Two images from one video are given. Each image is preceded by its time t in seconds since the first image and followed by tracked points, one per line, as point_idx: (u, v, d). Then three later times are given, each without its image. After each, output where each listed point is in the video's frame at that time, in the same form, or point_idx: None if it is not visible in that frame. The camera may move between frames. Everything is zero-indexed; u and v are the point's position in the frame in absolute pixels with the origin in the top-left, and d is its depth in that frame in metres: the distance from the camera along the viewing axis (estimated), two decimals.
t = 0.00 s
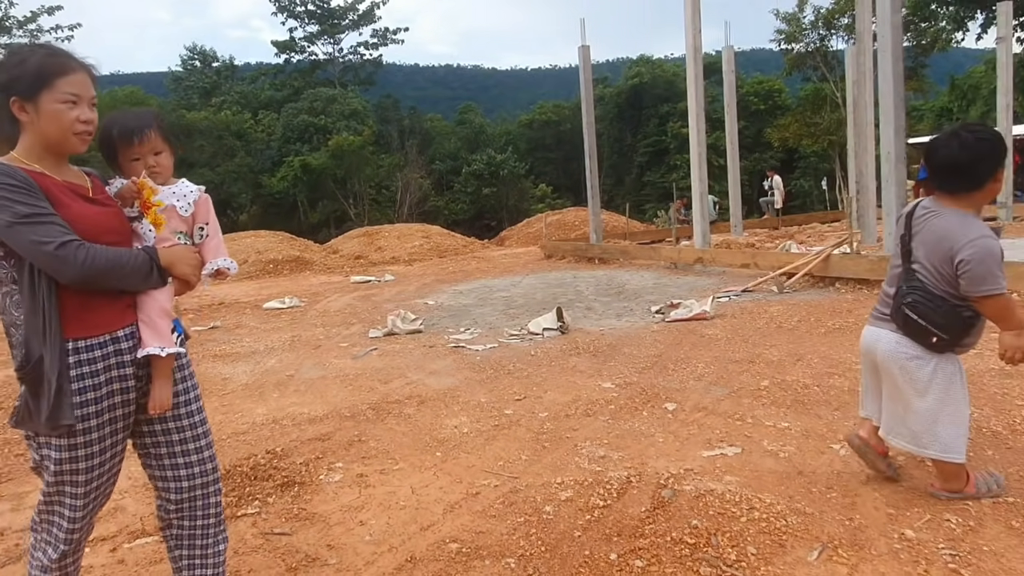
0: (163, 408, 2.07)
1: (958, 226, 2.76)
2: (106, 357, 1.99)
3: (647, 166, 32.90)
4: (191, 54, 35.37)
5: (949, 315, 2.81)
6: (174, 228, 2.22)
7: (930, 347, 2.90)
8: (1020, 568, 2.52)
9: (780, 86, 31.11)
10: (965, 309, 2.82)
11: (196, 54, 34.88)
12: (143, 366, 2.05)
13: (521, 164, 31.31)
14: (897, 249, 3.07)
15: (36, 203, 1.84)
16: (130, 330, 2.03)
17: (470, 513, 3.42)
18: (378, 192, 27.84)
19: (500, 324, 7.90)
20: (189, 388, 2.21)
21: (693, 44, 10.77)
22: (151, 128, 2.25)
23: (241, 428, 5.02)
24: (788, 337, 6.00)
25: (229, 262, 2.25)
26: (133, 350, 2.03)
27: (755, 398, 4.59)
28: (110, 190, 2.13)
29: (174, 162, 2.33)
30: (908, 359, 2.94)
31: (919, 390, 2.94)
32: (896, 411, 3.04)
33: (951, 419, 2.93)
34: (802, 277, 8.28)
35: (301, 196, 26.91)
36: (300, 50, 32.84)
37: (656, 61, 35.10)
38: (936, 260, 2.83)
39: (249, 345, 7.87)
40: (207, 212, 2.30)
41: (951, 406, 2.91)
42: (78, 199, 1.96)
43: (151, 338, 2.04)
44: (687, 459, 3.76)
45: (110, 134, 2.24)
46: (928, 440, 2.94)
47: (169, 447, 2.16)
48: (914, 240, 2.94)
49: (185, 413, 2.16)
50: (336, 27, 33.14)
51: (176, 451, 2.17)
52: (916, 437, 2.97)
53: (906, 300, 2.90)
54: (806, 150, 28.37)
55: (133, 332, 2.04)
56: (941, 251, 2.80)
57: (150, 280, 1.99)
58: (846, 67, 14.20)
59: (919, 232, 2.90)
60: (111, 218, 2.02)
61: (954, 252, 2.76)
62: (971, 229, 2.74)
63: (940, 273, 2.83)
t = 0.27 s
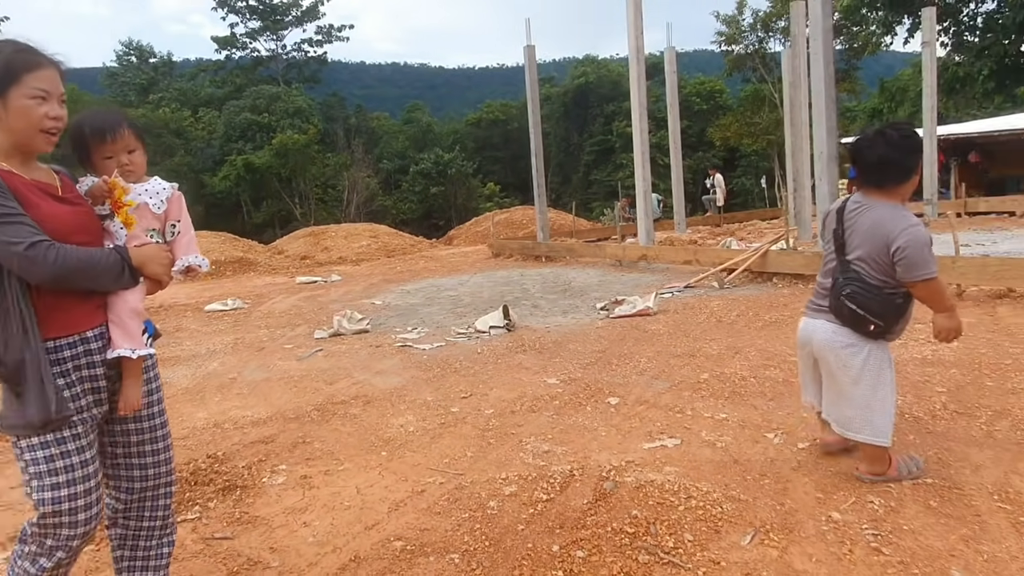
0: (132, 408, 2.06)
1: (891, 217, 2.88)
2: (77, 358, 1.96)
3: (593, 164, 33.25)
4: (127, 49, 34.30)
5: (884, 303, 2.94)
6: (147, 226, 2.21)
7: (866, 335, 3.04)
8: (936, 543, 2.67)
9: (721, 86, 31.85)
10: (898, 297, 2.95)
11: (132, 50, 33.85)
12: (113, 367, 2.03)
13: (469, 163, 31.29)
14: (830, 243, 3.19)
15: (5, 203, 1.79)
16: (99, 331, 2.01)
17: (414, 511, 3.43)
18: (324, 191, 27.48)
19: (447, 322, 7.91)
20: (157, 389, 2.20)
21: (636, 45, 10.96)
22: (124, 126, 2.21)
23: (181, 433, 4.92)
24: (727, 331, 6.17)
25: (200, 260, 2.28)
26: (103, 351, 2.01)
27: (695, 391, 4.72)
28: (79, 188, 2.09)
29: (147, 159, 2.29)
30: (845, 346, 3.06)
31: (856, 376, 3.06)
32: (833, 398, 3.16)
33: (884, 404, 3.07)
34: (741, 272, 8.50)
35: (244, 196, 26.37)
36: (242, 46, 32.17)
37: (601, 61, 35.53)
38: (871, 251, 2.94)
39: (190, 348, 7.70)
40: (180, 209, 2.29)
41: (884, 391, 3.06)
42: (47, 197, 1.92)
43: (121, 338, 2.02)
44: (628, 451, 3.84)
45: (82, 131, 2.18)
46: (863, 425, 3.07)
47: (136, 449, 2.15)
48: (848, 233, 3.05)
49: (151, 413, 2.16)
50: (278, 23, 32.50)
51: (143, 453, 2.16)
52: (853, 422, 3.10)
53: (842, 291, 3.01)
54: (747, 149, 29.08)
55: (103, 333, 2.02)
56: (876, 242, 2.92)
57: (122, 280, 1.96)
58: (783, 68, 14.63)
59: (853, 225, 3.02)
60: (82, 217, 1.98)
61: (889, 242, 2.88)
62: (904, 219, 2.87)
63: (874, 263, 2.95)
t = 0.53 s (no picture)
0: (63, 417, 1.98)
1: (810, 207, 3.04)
2: (12, 365, 1.87)
3: (541, 164, 33.45)
4: (58, 42, 33.02)
5: (821, 287, 3.05)
6: (99, 228, 2.14)
7: (805, 324, 3.14)
8: (861, 529, 2.79)
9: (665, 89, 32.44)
10: (830, 281, 3.08)
11: (63, 43, 32.59)
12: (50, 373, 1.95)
13: (416, 162, 31.11)
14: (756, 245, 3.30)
15: None
16: (35, 336, 1.91)
17: (358, 513, 3.42)
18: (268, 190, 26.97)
19: (393, 323, 7.87)
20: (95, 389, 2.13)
21: (580, 47, 11.08)
22: (82, 122, 2.12)
23: (116, 440, 4.78)
24: (669, 329, 6.30)
25: (155, 267, 2.21)
26: (38, 357, 1.92)
27: (637, 388, 4.81)
28: (29, 187, 1.98)
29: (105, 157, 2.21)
30: (787, 337, 3.15)
31: (800, 365, 3.14)
32: (780, 391, 3.22)
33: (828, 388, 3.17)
34: (684, 272, 8.68)
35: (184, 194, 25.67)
36: (181, 41, 31.32)
37: (548, 62, 35.78)
38: (797, 242, 3.08)
39: (126, 352, 7.48)
40: (136, 213, 2.23)
41: (826, 374, 3.15)
42: None
43: (55, 346, 1.92)
44: (571, 449, 3.90)
45: (37, 125, 2.09)
46: (810, 412, 3.14)
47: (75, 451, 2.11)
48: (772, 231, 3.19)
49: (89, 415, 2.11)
50: (219, 18, 31.73)
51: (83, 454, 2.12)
52: (801, 412, 3.17)
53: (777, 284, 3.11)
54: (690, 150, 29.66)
55: (39, 338, 1.92)
56: (801, 232, 3.06)
57: (63, 286, 1.89)
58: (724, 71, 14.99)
59: (775, 223, 3.16)
60: (27, 217, 1.90)
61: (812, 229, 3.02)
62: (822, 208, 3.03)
63: (803, 253, 3.08)
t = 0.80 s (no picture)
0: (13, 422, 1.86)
1: (740, 194, 3.24)
2: None
3: (490, 161, 33.45)
4: None
5: (774, 262, 3.21)
6: (48, 227, 1.96)
7: (762, 302, 3.25)
8: (799, 514, 2.89)
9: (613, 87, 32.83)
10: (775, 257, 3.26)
11: None
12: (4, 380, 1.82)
13: (365, 158, 30.78)
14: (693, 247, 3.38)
15: None
16: None
17: (305, 511, 3.38)
18: (211, 186, 26.33)
19: (341, 320, 7.79)
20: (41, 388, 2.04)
21: (530, 44, 11.12)
22: (39, 110, 1.90)
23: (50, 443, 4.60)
24: (616, 323, 6.40)
25: (104, 268, 1.98)
26: None
27: (585, 381, 4.88)
28: None
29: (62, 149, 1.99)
30: (750, 319, 3.23)
31: (765, 344, 3.23)
32: (750, 376, 3.25)
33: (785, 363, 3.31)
34: (631, 267, 8.82)
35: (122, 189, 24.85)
36: (118, 30, 30.30)
37: (497, 59, 35.79)
38: (739, 227, 3.23)
39: (61, 352, 7.22)
40: (89, 210, 2.03)
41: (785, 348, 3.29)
42: None
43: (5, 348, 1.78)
44: (520, 442, 3.92)
45: None
46: (778, 389, 3.23)
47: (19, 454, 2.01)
48: (708, 227, 3.30)
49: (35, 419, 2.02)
50: (159, 8, 30.79)
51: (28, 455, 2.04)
52: (769, 391, 3.24)
53: (733, 270, 3.18)
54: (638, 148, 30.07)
55: None
56: (740, 217, 3.22)
57: (13, 286, 1.76)
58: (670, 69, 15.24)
59: (709, 218, 3.29)
60: None
61: (751, 210, 3.22)
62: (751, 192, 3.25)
63: (746, 237, 3.22)
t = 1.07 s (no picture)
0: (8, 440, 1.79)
1: (698, 193, 3.40)
2: None
3: (459, 161, 33.39)
4: None
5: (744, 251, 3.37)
6: (42, 233, 1.89)
7: (738, 291, 3.38)
8: (768, 511, 2.94)
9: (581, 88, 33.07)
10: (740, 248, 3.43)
11: None
12: None
13: (332, 157, 30.50)
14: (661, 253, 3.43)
15: None
16: None
17: (275, 515, 3.34)
18: (174, 185, 25.85)
19: (310, 321, 7.71)
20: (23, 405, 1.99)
21: (499, 45, 11.13)
22: (31, 109, 1.84)
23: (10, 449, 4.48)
24: (586, 323, 6.44)
25: (107, 278, 2.03)
26: None
27: (556, 381, 4.90)
28: None
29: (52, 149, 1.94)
30: (731, 309, 3.34)
31: (747, 331, 3.35)
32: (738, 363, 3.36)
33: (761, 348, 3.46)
34: (600, 268, 8.88)
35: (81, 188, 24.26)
36: (77, 25, 29.59)
37: (465, 59, 35.73)
38: (706, 223, 3.36)
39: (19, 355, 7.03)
40: (85, 215, 1.99)
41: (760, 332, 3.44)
42: None
43: None
44: (492, 443, 3.93)
45: None
46: (762, 373, 3.35)
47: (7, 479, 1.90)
48: (675, 230, 3.39)
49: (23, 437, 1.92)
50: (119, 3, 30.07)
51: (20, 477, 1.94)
52: (754, 376, 3.35)
53: (713, 264, 3.28)
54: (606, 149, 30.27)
55: None
56: (705, 214, 3.36)
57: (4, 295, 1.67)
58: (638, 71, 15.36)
59: (674, 221, 3.39)
60: None
61: (714, 204, 3.39)
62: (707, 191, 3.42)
63: (715, 231, 3.35)
